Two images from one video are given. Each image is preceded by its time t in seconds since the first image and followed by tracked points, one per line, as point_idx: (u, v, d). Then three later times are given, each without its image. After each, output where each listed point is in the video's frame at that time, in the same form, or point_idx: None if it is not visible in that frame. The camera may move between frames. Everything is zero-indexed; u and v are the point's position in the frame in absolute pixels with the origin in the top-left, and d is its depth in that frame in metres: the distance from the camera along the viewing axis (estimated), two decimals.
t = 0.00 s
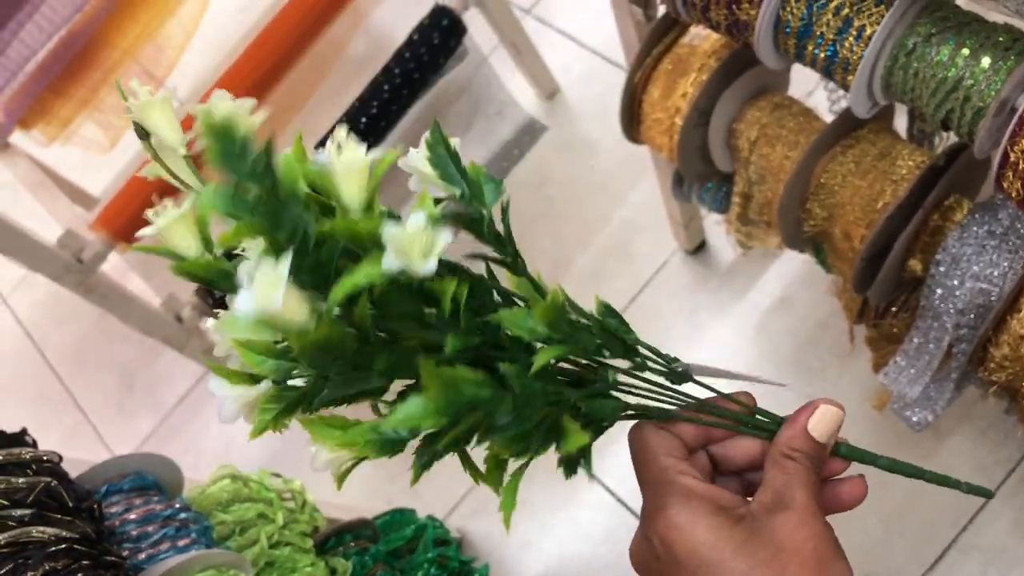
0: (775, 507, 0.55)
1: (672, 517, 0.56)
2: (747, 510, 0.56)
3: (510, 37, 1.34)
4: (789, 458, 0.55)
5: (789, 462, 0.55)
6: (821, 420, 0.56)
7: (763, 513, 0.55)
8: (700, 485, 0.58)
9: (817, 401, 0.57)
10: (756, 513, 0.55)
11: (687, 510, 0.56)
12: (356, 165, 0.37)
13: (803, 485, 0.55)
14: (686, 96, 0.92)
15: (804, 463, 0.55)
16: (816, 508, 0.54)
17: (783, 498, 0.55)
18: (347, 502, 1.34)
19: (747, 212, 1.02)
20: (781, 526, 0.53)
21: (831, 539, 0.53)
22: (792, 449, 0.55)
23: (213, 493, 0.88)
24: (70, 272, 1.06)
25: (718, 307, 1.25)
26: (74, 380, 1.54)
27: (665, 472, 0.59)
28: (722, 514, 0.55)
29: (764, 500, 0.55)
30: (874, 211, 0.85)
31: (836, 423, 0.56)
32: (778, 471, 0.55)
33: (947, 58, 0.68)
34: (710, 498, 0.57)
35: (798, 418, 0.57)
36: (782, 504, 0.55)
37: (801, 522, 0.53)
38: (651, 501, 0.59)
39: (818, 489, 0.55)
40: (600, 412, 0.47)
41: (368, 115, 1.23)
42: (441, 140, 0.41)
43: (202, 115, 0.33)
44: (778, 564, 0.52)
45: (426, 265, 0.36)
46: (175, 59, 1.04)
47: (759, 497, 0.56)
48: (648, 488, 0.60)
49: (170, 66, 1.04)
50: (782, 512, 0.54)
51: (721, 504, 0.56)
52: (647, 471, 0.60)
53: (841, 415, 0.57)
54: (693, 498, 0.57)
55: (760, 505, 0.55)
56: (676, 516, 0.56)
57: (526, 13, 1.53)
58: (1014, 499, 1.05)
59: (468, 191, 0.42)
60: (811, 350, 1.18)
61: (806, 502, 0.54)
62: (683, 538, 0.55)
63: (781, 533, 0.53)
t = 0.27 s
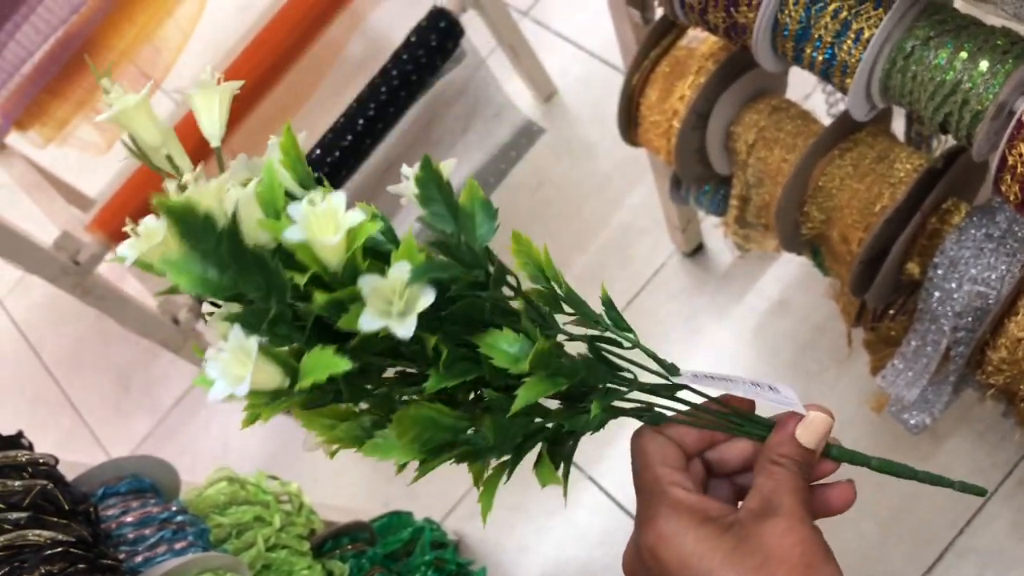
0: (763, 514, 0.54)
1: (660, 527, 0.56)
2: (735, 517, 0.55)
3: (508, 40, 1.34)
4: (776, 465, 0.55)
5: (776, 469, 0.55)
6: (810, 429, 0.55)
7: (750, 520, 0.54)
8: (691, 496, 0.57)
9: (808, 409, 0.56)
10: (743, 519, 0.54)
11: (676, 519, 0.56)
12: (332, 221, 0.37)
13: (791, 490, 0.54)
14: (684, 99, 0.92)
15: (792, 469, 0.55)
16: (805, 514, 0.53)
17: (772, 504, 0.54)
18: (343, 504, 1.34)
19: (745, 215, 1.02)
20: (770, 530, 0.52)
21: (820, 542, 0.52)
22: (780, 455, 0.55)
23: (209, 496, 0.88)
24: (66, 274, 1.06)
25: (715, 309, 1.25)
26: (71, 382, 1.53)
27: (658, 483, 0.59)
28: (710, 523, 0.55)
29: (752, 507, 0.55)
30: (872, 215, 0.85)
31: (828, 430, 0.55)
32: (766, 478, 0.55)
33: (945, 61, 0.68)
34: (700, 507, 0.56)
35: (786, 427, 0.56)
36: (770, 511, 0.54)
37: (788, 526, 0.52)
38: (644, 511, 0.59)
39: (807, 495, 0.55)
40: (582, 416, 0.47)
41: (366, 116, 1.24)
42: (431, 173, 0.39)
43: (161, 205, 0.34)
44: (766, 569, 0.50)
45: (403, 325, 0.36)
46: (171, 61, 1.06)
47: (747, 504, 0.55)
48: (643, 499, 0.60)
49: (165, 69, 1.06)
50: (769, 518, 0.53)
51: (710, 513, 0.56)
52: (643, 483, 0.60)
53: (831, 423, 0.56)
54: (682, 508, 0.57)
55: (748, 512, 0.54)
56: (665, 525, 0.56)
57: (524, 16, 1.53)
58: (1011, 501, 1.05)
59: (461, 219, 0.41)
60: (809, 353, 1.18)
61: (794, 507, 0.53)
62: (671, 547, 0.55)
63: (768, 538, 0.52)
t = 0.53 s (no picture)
0: (759, 519, 0.54)
1: (656, 532, 0.56)
2: (731, 523, 0.55)
3: (505, 40, 1.34)
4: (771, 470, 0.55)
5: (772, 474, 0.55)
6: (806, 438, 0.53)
7: (746, 526, 0.54)
8: (687, 503, 0.57)
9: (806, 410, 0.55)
10: (739, 525, 0.54)
11: (671, 526, 0.56)
12: (315, 314, 0.31)
13: (786, 494, 0.54)
14: (681, 100, 0.92)
15: (788, 475, 0.54)
16: (800, 519, 0.53)
17: (768, 508, 0.54)
18: (339, 505, 1.33)
19: (742, 216, 1.02)
20: (764, 534, 0.52)
21: (817, 547, 0.52)
22: (776, 461, 0.54)
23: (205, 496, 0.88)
24: (61, 275, 1.05)
25: (713, 311, 1.25)
26: (66, 382, 1.53)
27: (655, 489, 0.59)
28: (706, 528, 0.55)
29: (748, 513, 0.55)
30: (870, 217, 0.85)
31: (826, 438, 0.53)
32: (761, 483, 0.55)
33: (944, 63, 0.68)
34: (696, 514, 0.56)
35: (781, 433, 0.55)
36: (766, 517, 0.54)
37: (783, 531, 0.52)
38: (641, 517, 0.59)
39: (803, 499, 0.54)
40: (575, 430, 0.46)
41: (363, 116, 1.24)
42: (421, 246, 0.34)
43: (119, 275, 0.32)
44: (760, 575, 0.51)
45: (390, 394, 0.32)
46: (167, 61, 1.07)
47: (744, 509, 0.55)
48: (641, 504, 0.60)
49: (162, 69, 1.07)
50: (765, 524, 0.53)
51: (706, 519, 0.56)
52: (640, 488, 0.60)
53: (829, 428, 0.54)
54: (678, 514, 0.56)
55: (744, 518, 0.54)
56: (661, 530, 0.56)
57: (522, 16, 1.53)
58: (1008, 503, 1.05)
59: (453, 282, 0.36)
60: (806, 354, 1.18)
61: (789, 512, 0.53)
62: (666, 553, 0.55)
63: (762, 545, 0.52)
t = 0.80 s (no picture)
0: (756, 516, 0.54)
1: (653, 528, 0.56)
2: (728, 520, 0.55)
3: (505, 41, 1.34)
4: (769, 468, 0.55)
5: (769, 472, 0.55)
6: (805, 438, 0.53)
7: (743, 523, 0.54)
8: (684, 499, 0.57)
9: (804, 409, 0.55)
10: (736, 522, 0.54)
11: (669, 523, 0.56)
12: (317, 290, 0.32)
13: (783, 492, 0.54)
14: (681, 100, 0.92)
15: (785, 473, 0.54)
16: (798, 517, 0.53)
17: (765, 506, 0.54)
18: (336, 505, 1.33)
19: (741, 216, 1.02)
20: (761, 532, 0.52)
21: (814, 545, 0.52)
22: (774, 459, 0.54)
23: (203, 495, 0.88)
24: (59, 273, 1.05)
25: (711, 312, 1.25)
26: (63, 381, 1.53)
27: (653, 486, 0.59)
28: (703, 525, 0.55)
29: (745, 510, 0.55)
30: (868, 217, 0.85)
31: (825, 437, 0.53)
32: (758, 481, 0.55)
33: (942, 63, 0.69)
34: (693, 511, 0.56)
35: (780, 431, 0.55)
36: (763, 514, 0.54)
37: (780, 529, 0.52)
38: (639, 514, 0.59)
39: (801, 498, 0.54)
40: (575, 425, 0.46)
41: (362, 116, 1.24)
42: (422, 227, 0.35)
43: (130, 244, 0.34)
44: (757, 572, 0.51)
45: (390, 373, 0.33)
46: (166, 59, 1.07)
47: (741, 506, 0.55)
48: (639, 501, 0.60)
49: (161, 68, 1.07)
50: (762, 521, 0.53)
51: (703, 516, 0.56)
52: (638, 485, 0.60)
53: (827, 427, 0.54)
54: (675, 511, 0.56)
55: (741, 514, 0.54)
56: (658, 526, 0.56)
57: (521, 17, 1.53)
58: (1005, 504, 1.05)
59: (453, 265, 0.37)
60: (804, 355, 1.18)
61: (786, 511, 0.53)
62: (662, 549, 0.55)
63: (759, 542, 0.52)
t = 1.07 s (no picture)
0: (753, 513, 0.54)
1: (652, 525, 0.57)
2: (725, 517, 0.55)
3: (505, 42, 1.34)
4: (766, 465, 0.55)
5: (766, 469, 0.55)
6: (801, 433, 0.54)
7: (740, 520, 0.54)
8: (682, 496, 0.57)
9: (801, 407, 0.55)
10: (734, 519, 0.54)
11: (667, 519, 0.56)
12: (318, 287, 0.32)
13: (781, 489, 0.54)
14: (681, 101, 0.92)
15: (783, 470, 0.54)
16: (795, 513, 0.53)
17: (762, 502, 0.54)
18: (335, 504, 1.33)
19: (740, 217, 1.02)
20: (759, 528, 0.52)
21: (811, 542, 0.52)
22: (772, 456, 0.55)
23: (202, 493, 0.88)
24: (59, 272, 1.05)
25: (710, 312, 1.25)
26: (62, 380, 1.53)
27: (651, 483, 0.59)
28: (700, 522, 0.55)
29: (742, 506, 0.55)
30: (868, 218, 0.85)
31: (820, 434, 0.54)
32: (756, 478, 0.55)
33: (942, 65, 0.69)
34: (691, 508, 0.56)
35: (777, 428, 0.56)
36: (760, 511, 0.54)
37: (777, 525, 0.52)
38: (638, 511, 0.59)
39: (798, 494, 0.54)
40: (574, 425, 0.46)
41: (362, 116, 1.24)
42: (422, 224, 0.35)
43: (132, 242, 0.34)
44: (755, 569, 0.51)
45: (391, 371, 0.33)
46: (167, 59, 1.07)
47: (738, 503, 0.55)
48: (638, 498, 0.60)
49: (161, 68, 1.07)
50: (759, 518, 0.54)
51: (701, 513, 0.56)
52: (637, 482, 0.61)
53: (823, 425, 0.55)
54: (673, 508, 0.57)
55: (739, 511, 0.55)
56: (656, 523, 0.56)
57: (521, 17, 1.53)
58: (1003, 505, 1.05)
59: (454, 262, 0.37)
60: (803, 356, 1.18)
61: (783, 507, 0.53)
62: (660, 546, 0.55)
63: (756, 537, 0.52)
